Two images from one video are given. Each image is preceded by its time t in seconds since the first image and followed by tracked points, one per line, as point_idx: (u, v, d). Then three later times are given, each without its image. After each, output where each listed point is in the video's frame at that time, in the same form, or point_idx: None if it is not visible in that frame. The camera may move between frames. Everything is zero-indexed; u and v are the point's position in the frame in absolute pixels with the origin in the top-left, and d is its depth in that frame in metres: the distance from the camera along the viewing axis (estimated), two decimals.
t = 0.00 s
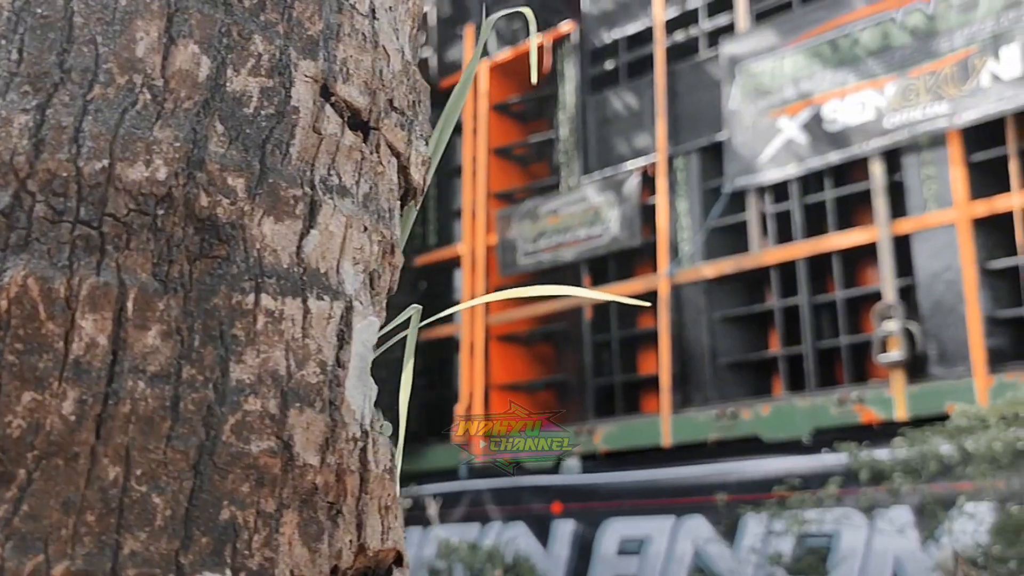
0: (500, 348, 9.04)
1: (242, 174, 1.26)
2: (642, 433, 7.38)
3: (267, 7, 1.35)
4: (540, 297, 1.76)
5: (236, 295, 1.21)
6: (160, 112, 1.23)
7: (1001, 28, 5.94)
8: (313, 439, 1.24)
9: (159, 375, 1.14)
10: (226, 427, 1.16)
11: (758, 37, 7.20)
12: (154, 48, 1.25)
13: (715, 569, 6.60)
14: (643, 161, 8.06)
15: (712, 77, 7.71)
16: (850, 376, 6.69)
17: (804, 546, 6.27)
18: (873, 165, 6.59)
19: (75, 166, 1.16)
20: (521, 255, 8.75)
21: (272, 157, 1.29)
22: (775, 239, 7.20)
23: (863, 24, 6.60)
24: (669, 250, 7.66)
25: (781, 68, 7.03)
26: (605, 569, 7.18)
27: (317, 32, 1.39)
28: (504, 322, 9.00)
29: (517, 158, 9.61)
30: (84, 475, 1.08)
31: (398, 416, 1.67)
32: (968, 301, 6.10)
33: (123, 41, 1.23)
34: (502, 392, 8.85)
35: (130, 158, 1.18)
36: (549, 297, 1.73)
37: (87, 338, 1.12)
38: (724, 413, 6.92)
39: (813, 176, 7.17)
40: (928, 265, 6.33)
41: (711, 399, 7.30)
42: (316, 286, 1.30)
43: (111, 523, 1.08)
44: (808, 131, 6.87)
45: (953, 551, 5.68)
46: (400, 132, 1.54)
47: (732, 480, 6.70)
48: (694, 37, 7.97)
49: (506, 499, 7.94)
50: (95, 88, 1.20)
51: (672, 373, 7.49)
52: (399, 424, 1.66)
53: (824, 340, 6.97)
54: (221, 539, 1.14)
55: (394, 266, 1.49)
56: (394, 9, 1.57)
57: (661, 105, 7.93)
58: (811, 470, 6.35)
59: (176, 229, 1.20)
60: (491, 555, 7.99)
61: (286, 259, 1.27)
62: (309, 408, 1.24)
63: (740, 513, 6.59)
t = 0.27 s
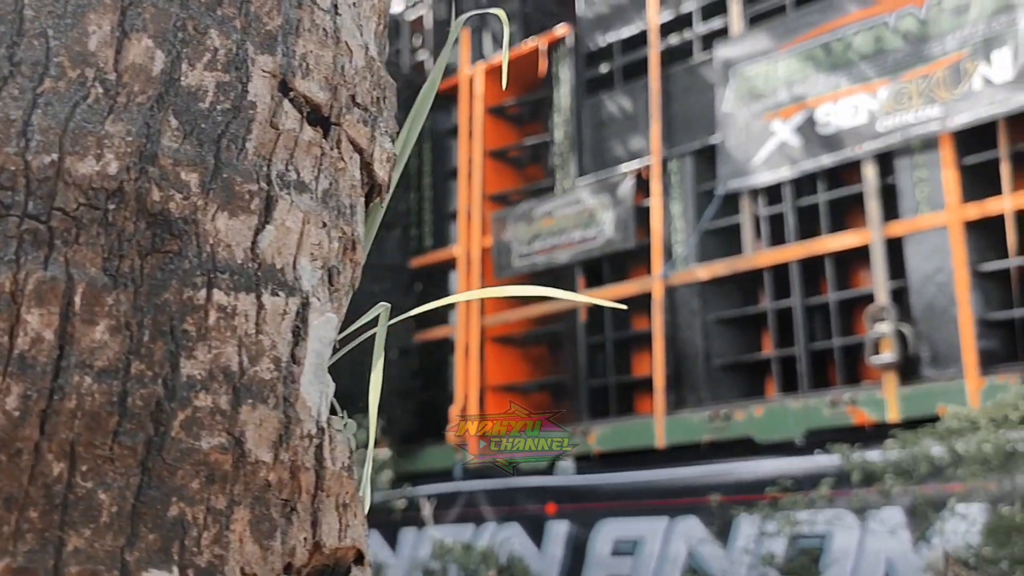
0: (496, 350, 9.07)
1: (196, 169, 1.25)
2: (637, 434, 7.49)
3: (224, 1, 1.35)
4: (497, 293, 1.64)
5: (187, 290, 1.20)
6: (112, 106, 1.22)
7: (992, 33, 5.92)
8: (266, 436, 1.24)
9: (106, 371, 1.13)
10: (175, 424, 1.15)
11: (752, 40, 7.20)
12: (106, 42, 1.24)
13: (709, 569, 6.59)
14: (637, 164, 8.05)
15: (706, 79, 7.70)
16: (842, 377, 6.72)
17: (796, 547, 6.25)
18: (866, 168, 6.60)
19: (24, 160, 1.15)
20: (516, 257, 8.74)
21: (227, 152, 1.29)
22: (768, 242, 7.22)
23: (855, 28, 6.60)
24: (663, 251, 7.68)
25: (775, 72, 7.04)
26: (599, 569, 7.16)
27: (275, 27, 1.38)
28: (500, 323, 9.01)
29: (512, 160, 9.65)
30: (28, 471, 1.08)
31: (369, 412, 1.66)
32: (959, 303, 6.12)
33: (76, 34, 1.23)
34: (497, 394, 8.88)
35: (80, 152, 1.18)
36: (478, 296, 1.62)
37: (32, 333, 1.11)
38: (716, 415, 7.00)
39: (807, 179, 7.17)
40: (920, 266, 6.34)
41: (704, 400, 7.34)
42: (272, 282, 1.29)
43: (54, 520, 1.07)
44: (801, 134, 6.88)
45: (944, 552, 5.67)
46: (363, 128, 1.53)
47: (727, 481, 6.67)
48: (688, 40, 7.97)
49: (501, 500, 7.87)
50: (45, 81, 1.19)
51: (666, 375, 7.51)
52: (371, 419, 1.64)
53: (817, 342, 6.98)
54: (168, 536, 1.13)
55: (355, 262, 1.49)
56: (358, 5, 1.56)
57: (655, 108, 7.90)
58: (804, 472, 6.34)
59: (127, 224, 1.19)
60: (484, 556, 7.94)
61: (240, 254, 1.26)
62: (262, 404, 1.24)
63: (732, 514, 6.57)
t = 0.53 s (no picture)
0: (490, 352, 9.08)
1: (145, 165, 1.25)
2: (632, 435, 7.55)
3: None
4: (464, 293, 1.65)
5: (134, 286, 1.20)
6: (59, 102, 1.22)
7: (982, 38, 5.96)
8: (214, 432, 1.23)
9: (49, 366, 1.13)
10: (120, 419, 1.15)
11: (744, 44, 7.21)
12: (54, 37, 1.24)
13: (701, 569, 6.54)
14: (630, 166, 8.00)
15: (699, 83, 7.73)
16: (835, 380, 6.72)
17: (787, 548, 6.20)
18: (858, 172, 6.62)
19: None
20: (510, 260, 8.74)
21: (179, 148, 1.28)
22: (760, 245, 7.22)
23: (847, 32, 6.61)
24: (656, 253, 7.68)
25: (767, 76, 7.05)
26: (592, 570, 7.11)
27: (229, 24, 1.38)
28: (495, 324, 8.95)
29: (507, 163, 9.73)
30: None
31: (342, 403, 1.66)
32: (950, 306, 6.13)
33: (24, 28, 1.23)
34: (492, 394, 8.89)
35: (25, 147, 1.18)
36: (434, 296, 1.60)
37: None
38: (709, 417, 7.06)
39: (799, 182, 7.18)
40: (911, 269, 6.33)
41: (698, 402, 7.36)
42: (222, 278, 1.29)
43: None
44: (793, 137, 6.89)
45: (934, 552, 5.62)
46: (321, 125, 1.52)
47: (720, 481, 6.64)
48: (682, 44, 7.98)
49: (495, 501, 7.82)
50: None
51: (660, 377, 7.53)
52: (345, 407, 1.64)
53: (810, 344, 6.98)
54: (112, 532, 1.13)
55: (312, 260, 1.48)
56: (317, 3, 1.56)
57: (650, 111, 7.91)
58: (795, 473, 6.32)
59: (74, 219, 1.19)
60: (477, 557, 7.82)
61: (190, 251, 1.26)
62: (210, 400, 1.23)
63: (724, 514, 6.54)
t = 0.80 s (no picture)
0: (485, 353, 9.08)
1: (103, 157, 1.25)
2: (625, 437, 7.59)
3: None
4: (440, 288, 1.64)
5: (90, 279, 1.19)
6: (15, 96, 1.23)
7: (972, 42, 5.99)
8: (171, 426, 1.22)
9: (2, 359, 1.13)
10: (73, 412, 1.15)
11: (737, 48, 7.23)
12: (11, 31, 1.26)
13: (693, 569, 6.49)
14: (625, 169, 8.03)
15: (693, 88, 7.74)
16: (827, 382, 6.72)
17: (779, 549, 6.16)
18: (851, 175, 6.62)
19: None
20: (505, 262, 8.73)
21: (137, 141, 1.28)
22: (753, 247, 7.22)
23: (839, 36, 6.62)
24: (650, 256, 7.68)
25: (760, 80, 7.07)
26: (585, 569, 7.09)
27: (191, 18, 1.39)
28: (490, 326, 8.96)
29: (502, 167, 9.71)
30: None
31: (318, 399, 1.64)
32: (941, 308, 6.14)
33: None
34: (486, 395, 8.88)
35: None
36: (411, 291, 1.60)
37: None
38: (702, 418, 7.10)
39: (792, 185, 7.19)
40: (903, 271, 6.34)
41: (691, 403, 7.35)
42: (182, 272, 1.29)
43: None
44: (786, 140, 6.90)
45: (924, 552, 5.54)
46: (287, 120, 1.51)
47: (713, 482, 6.64)
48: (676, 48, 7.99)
49: (490, 501, 7.79)
50: None
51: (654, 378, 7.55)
52: (321, 402, 1.62)
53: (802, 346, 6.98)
54: (64, 524, 1.13)
55: (276, 254, 1.47)
56: None
57: (644, 115, 7.91)
58: (786, 473, 6.32)
59: (29, 212, 1.20)
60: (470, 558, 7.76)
61: (148, 244, 1.26)
62: (167, 393, 1.23)
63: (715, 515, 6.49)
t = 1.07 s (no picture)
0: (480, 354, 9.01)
1: (61, 154, 1.24)
2: (618, 438, 7.53)
3: None
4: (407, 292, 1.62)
5: (46, 275, 1.19)
6: None
7: (964, 48, 5.99)
8: (129, 422, 1.22)
9: None
10: (26, 408, 1.15)
11: (731, 52, 7.22)
12: None
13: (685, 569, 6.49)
14: (619, 172, 8.01)
15: (687, 91, 7.72)
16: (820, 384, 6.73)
17: (771, 550, 6.15)
18: (842, 179, 6.63)
19: None
20: (500, 264, 8.74)
21: (97, 138, 1.28)
22: (745, 250, 7.19)
23: (831, 41, 6.64)
24: (643, 259, 7.65)
25: (753, 83, 7.07)
26: (580, 570, 7.08)
27: (153, 15, 1.39)
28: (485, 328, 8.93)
29: (499, 170, 9.64)
30: None
31: (286, 395, 1.62)
32: (932, 312, 6.14)
33: None
34: (481, 397, 8.85)
35: None
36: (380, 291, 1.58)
37: None
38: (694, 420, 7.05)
39: (785, 189, 7.19)
40: (894, 274, 6.34)
41: (684, 405, 7.32)
42: (141, 269, 1.28)
43: None
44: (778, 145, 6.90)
45: (914, 553, 5.54)
46: (253, 119, 1.51)
47: (705, 483, 6.64)
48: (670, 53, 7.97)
49: (484, 503, 7.82)
50: None
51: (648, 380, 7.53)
52: (294, 400, 1.62)
53: (795, 348, 6.97)
54: (16, 521, 1.12)
55: (240, 251, 1.47)
56: None
57: (637, 118, 7.92)
58: (777, 475, 6.32)
59: None
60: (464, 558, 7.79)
61: (107, 241, 1.26)
62: (125, 390, 1.23)
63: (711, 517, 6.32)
